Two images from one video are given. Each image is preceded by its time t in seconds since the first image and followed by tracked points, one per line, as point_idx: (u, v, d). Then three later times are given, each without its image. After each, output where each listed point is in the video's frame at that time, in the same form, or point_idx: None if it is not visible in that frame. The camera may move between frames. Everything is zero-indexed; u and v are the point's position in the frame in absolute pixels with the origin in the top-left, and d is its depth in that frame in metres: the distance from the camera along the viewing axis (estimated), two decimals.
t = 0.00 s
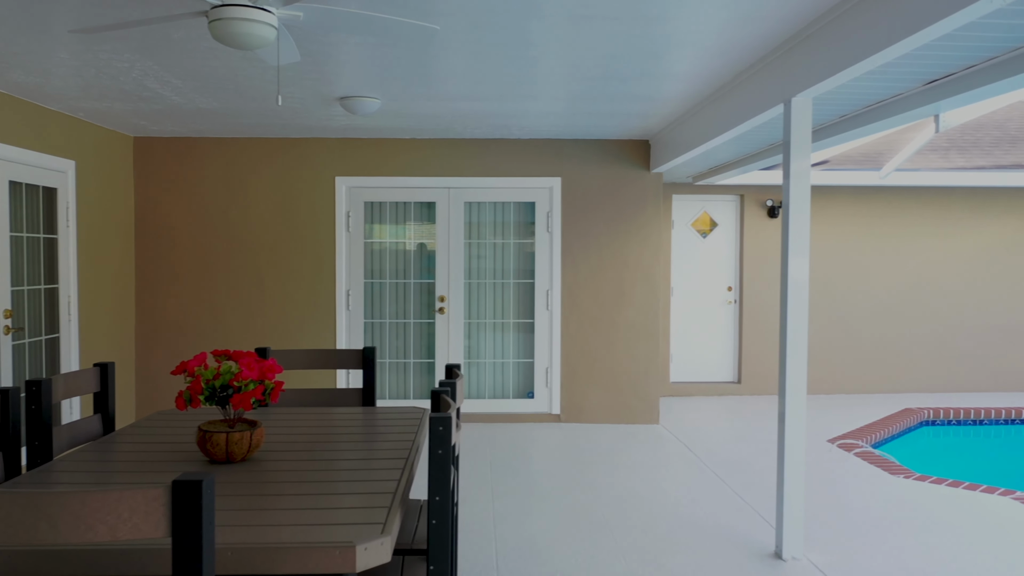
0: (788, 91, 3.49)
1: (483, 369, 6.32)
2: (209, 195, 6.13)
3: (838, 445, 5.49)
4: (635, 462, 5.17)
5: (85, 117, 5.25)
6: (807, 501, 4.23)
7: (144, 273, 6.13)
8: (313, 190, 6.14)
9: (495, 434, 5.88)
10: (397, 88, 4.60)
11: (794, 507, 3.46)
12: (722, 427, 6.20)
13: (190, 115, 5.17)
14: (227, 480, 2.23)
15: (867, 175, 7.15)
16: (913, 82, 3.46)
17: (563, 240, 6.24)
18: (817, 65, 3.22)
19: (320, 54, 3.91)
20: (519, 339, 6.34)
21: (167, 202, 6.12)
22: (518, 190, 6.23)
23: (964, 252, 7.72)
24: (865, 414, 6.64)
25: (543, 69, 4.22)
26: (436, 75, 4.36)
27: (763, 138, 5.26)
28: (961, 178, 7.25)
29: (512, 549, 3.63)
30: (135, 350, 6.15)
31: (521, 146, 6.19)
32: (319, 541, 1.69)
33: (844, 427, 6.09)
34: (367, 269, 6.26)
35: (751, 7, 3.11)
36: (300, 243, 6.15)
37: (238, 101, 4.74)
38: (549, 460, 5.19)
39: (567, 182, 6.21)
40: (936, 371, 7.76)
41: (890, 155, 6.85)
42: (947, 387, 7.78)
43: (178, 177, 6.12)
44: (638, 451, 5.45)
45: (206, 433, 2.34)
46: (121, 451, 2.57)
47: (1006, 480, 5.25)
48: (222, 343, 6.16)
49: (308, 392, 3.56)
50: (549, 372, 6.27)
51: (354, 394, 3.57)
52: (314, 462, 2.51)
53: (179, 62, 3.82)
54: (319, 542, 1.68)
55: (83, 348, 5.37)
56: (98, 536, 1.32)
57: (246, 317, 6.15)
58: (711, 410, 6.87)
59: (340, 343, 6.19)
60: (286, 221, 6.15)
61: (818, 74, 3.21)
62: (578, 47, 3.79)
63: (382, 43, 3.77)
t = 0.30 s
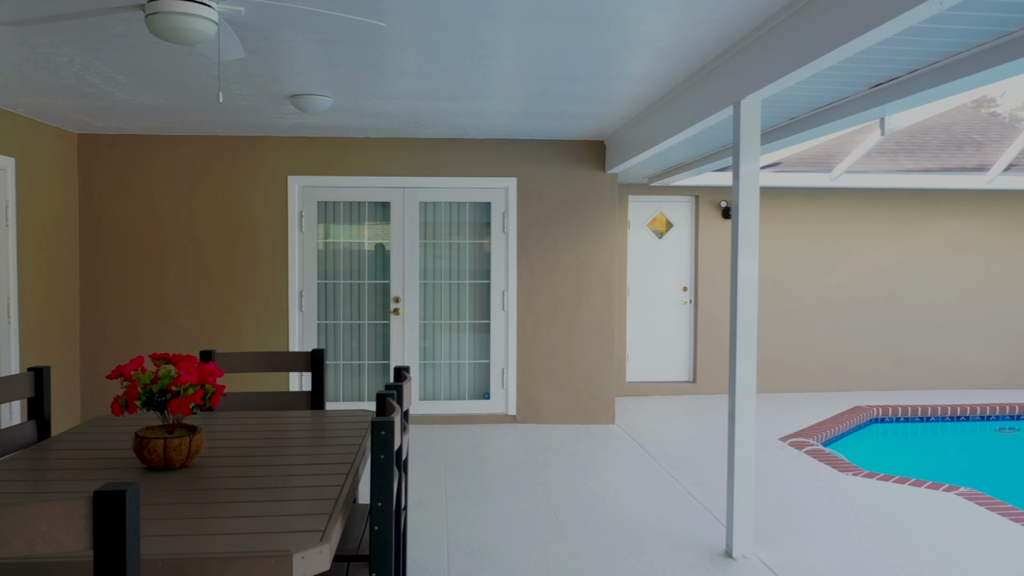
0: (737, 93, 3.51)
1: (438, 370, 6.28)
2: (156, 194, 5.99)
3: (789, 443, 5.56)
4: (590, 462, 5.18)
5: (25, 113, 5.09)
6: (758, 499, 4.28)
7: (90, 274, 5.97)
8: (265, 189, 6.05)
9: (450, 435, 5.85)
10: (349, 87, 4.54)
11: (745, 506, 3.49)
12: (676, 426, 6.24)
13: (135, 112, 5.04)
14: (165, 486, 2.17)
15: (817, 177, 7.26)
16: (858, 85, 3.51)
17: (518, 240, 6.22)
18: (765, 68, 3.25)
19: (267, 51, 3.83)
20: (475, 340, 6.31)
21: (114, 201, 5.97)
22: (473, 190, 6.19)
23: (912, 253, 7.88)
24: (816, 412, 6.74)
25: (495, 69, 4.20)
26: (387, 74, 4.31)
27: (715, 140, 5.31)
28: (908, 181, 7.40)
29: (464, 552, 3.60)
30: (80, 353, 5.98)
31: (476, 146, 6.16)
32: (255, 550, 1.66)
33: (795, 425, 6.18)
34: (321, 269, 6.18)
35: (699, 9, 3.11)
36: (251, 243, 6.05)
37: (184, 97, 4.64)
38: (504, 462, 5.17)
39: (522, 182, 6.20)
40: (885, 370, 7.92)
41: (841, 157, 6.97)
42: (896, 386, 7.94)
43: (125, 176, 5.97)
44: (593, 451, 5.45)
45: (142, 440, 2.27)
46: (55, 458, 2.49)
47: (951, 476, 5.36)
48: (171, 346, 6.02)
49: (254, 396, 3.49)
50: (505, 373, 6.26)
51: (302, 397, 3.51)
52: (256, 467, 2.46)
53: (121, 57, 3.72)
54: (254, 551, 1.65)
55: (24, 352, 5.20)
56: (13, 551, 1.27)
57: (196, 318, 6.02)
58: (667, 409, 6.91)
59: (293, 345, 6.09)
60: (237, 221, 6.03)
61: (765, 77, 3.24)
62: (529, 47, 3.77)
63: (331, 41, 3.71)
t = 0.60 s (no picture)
0: (692, 95, 3.53)
1: (398, 371, 6.23)
2: (108, 193, 5.86)
3: (746, 442, 5.62)
4: (549, 463, 5.18)
5: None
6: (714, 498, 4.31)
7: (38, 276, 5.82)
8: (220, 188, 5.95)
9: (410, 437, 5.81)
10: (304, 85, 4.48)
11: (700, 505, 3.51)
12: (636, 426, 6.27)
13: (84, 109, 4.92)
14: (106, 493, 2.11)
15: (774, 179, 7.36)
16: (810, 88, 3.55)
17: (478, 240, 6.20)
18: (719, 70, 3.27)
19: (220, 47, 3.76)
20: (435, 341, 6.27)
21: (63, 200, 5.82)
22: (432, 190, 6.16)
23: (866, 254, 8.03)
24: (773, 411, 6.83)
25: (453, 68, 4.17)
26: (343, 73, 4.26)
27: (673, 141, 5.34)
28: (862, 183, 7.53)
29: (420, 555, 3.57)
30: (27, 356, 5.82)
31: (435, 146, 6.12)
32: (197, 559, 1.62)
33: (752, 424, 6.25)
34: (277, 270, 6.09)
35: (654, 11, 3.12)
36: (206, 243, 5.94)
37: (135, 94, 4.54)
38: (463, 463, 5.14)
39: (482, 182, 6.18)
40: (839, 369, 8.05)
41: (797, 159, 7.07)
42: (850, 384, 8.07)
43: (74, 174, 5.82)
44: (553, 452, 5.45)
45: (83, 446, 2.21)
46: None
47: (903, 473, 5.47)
48: (123, 349, 5.89)
49: (205, 400, 3.42)
50: (465, 374, 6.23)
51: (254, 400, 3.45)
52: (203, 472, 2.41)
53: (66, 52, 3.62)
54: (196, 560, 1.61)
55: None
56: None
57: (149, 320, 5.90)
58: (627, 409, 6.94)
59: (249, 347, 6.00)
60: (192, 220, 5.93)
61: (719, 80, 3.26)
62: (486, 47, 3.75)
63: (285, 38, 3.65)
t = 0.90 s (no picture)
0: (645, 96, 3.55)
1: (354, 373, 6.16)
2: (53, 192, 5.71)
3: (701, 441, 5.67)
4: (507, 463, 5.17)
5: None
6: (668, 497, 4.34)
7: None
8: (170, 187, 5.82)
9: (366, 439, 5.75)
10: (255, 82, 4.40)
11: (653, 504, 3.52)
12: (593, 426, 6.29)
13: (26, 105, 4.78)
14: (43, 502, 2.04)
15: (729, 180, 7.45)
16: (761, 91, 3.59)
17: (435, 240, 6.17)
18: (671, 72, 3.29)
19: (166, 43, 3.68)
20: (392, 342, 6.21)
21: (5, 200, 5.66)
22: (388, 189, 6.10)
23: (819, 255, 8.16)
24: (728, 410, 6.91)
25: (406, 67, 4.13)
26: (294, 71, 4.20)
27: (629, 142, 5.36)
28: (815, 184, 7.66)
29: (373, 559, 3.53)
30: None
31: (391, 146, 6.07)
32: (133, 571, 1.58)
33: (708, 423, 6.31)
34: (229, 270, 5.99)
35: (606, 12, 3.12)
36: (155, 242, 5.82)
37: (79, 90, 4.42)
38: (419, 465, 5.10)
39: (439, 182, 6.14)
40: (793, 368, 8.18)
41: (751, 160, 7.15)
42: (804, 383, 8.21)
43: (18, 173, 5.66)
44: (510, 452, 5.44)
45: (16, 453, 2.14)
46: None
47: (853, 470, 5.57)
48: (69, 352, 5.74)
49: (150, 404, 3.33)
50: (421, 375, 6.19)
51: (202, 404, 3.37)
52: (146, 478, 2.35)
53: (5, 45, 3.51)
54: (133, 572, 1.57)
55: None
56: None
57: (97, 322, 5.76)
58: (584, 409, 6.96)
59: (201, 350, 5.89)
60: (141, 220, 5.80)
61: (671, 81, 3.28)
62: (439, 45, 3.72)
63: (233, 34, 3.58)
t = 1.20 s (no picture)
0: (604, 96, 3.54)
1: (314, 374, 6.08)
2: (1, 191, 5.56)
3: (662, 440, 5.70)
4: (468, 464, 5.14)
5: None
6: (628, 496, 4.35)
7: None
8: (124, 186, 5.70)
9: (326, 442, 5.68)
10: (210, 79, 4.32)
11: (612, 504, 3.52)
12: (555, 426, 6.29)
13: None
14: None
15: (690, 180, 7.50)
16: (719, 91, 3.61)
17: (395, 240, 6.11)
18: (629, 71, 3.29)
19: (117, 36, 3.59)
20: (352, 342, 6.15)
21: None
22: (348, 188, 6.04)
23: (778, 255, 8.26)
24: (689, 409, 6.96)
25: (365, 65, 4.09)
26: (250, 67, 4.13)
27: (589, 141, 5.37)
28: (774, 185, 7.75)
29: (330, 562, 3.49)
30: None
31: (351, 144, 6.00)
32: None
33: (669, 422, 6.34)
34: (185, 270, 5.87)
35: (564, 11, 3.11)
36: (108, 242, 5.69)
37: (25, 84, 4.29)
38: (379, 467, 5.05)
39: (399, 181, 6.09)
40: (753, 366, 8.27)
41: (712, 161, 7.20)
42: (763, 381, 8.30)
43: None
44: (471, 453, 5.42)
45: None
46: None
47: (811, 467, 5.64)
48: (18, 354, 5.59)
49: (98, 407, 3.25)
50: (382, 376, 6.13)
51: (153, 407, 3.29)
52: (93, 483, 2.28)
53: None
54: None
55: None
56: None
57: (47, 323, 5.61)
58: (547, 409, 6.96)
59: (155, 352, 5.77)
60: (94, 219, 5.67)
61: (629, 81, 3.28)
62: (397, 43, 3.68)
63: (187, 28, 3.51)
